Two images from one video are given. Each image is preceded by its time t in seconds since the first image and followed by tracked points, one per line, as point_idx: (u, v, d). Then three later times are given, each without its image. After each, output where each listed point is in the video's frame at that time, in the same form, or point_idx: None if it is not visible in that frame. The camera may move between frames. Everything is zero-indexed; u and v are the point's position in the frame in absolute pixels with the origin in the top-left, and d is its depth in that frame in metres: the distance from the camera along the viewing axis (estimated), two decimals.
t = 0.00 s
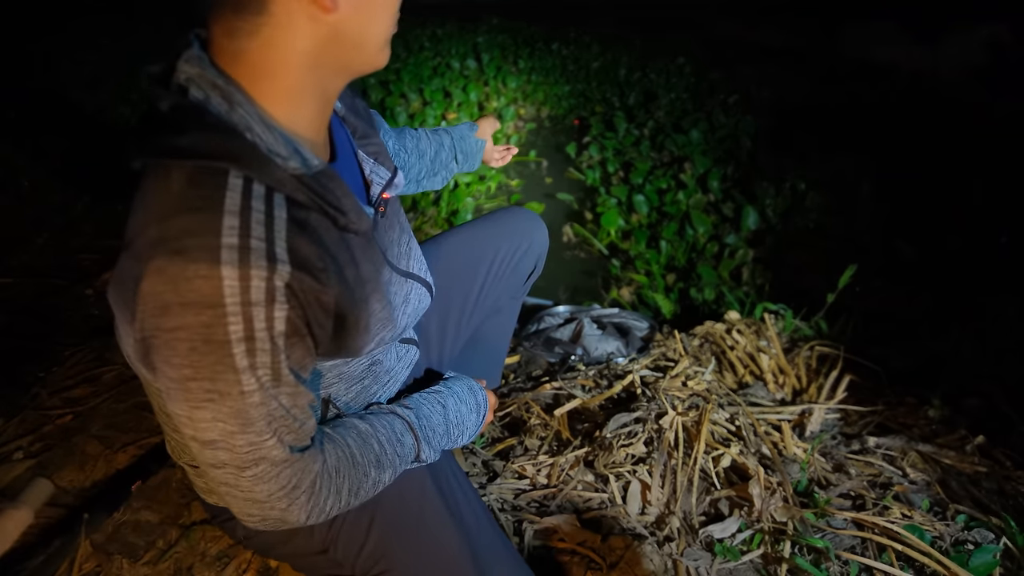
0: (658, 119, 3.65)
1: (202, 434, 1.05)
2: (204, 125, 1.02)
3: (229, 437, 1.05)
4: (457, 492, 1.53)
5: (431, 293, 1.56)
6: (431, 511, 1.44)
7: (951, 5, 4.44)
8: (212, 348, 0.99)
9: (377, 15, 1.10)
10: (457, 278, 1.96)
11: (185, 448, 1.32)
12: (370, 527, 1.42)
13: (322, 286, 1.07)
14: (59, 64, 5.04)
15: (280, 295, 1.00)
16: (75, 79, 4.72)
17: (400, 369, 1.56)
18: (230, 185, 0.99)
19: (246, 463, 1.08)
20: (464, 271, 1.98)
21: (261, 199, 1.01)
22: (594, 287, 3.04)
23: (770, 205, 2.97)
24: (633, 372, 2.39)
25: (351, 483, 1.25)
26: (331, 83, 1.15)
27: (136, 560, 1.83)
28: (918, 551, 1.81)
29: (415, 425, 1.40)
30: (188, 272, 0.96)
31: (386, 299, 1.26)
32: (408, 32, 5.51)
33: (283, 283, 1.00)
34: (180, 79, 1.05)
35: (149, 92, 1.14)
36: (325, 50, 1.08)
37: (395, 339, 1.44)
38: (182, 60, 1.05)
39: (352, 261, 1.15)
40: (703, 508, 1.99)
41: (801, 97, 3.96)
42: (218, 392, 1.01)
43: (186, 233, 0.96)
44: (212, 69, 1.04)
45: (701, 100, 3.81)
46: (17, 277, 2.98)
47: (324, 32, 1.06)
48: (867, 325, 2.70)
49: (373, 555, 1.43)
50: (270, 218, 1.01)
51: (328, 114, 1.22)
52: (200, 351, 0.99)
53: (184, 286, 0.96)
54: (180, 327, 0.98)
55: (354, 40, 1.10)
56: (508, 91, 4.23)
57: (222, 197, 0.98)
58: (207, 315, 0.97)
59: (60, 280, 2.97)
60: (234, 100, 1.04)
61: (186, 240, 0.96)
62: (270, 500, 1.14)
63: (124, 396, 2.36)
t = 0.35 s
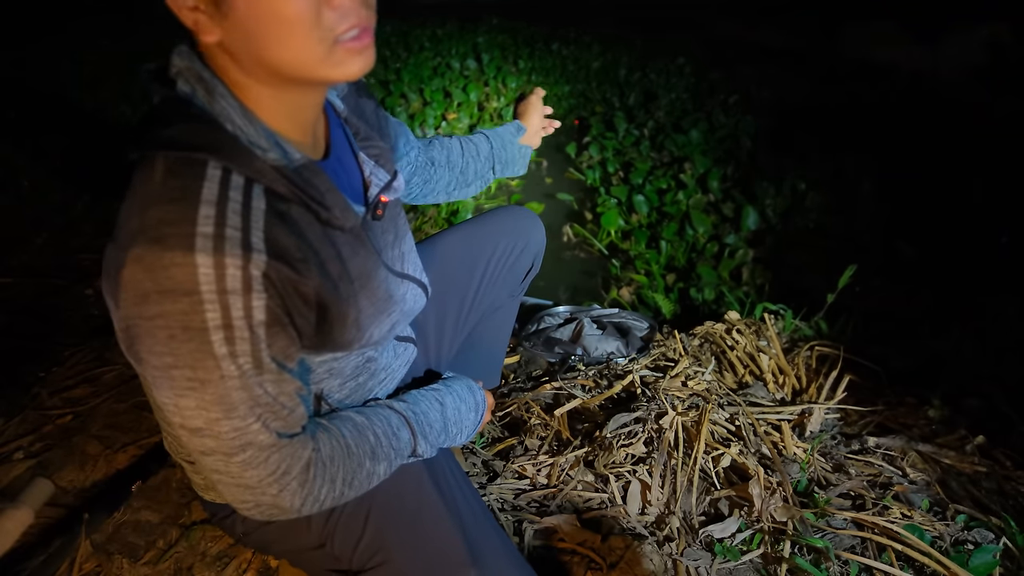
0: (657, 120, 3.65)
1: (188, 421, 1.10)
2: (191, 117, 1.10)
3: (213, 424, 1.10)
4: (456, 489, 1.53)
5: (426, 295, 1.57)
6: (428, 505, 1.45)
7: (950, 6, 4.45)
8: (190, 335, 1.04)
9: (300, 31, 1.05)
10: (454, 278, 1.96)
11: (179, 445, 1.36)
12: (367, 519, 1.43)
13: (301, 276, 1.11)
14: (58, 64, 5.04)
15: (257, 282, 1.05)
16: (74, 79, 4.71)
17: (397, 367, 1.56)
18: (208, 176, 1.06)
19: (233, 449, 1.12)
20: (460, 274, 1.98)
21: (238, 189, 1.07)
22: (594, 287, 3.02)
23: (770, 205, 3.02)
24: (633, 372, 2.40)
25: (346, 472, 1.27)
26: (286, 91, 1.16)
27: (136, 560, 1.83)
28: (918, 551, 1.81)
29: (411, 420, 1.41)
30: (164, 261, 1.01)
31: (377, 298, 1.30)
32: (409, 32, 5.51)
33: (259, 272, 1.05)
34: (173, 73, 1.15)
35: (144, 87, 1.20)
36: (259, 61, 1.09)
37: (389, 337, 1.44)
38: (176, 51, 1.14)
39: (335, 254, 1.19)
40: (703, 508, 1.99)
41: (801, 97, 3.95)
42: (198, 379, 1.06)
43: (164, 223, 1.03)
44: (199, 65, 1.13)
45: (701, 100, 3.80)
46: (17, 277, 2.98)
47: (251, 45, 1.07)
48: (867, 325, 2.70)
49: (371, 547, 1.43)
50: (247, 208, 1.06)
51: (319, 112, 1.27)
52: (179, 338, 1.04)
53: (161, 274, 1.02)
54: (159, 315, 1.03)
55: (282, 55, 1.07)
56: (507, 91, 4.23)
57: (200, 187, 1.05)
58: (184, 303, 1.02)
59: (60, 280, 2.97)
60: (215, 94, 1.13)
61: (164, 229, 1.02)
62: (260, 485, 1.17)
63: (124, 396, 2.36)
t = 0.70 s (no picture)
0: (657, 119, 3.37)
1: (180, 408, 1.11)
2: (187, 110, 1.13)
3: (204, 410, 1.11)
4: (450, 485, 1.54)
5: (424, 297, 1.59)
6: (421, 499, 1.45)
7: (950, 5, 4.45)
8: (179, 322, 1.05)
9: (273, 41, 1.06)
10: (456, 281, 1.96)
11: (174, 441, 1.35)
12: (359, 513, 1.42)
13: (288, 268, 1.13)
14: (58, 64, 5.03)
15: (243, 272, 1.06)
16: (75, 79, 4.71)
17: (394, 367, 1.53)
18: (199, 167, 1.08)
19: (224, 435, 1.14)
20: (461, 280, 1.96)
21: (228, 181, 1.09)
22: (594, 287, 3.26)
23: (770, 205, 2.84)
24: (633, 372, 2.40)
25: (339, 461, 1.29)
26: (267, 98, 1.17)
27: (136, 560, 1.83)
28: (918, 551, 1.81)
29: (406, 415, 1.42)
30: (154, 249, 1.03)
31: (368, 294, 1.32)
32: (408, 33, 5.50)
33: (246, 262, 1.07)
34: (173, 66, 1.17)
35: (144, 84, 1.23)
36: (237, 69, 1.11)
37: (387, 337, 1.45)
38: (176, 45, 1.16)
39: (323, 249, 1.21)
40: (703, 508, 2.00)
41: (801, 97, 3.81)
42: (188, 365, 1.07)
43: (155, 213, 1.04)
44: (196, 60, 1.15)
45: (701, 100, 3.66)
46: (17, 277, 2.99)
47: (227, 52, 1.08)
48: (867, 324, 2.76)
49: (362, 541, 1.43)
50: (236, 200, 1.08)
51: (318, 112, 1.27)
52: (167, 325, 1.05)
53: (150, 261, 1.03)
54: (147, 301, 1.04)
55: (257, 64, 1.09)
56: (507, 91, 4.23)
57: (190, 177, 1.07)
58: (171, 291, 1.04)
59: (60, 280, 2.98)
60: (209, 88, 1.14)
61: (154, 218, 1.04)
62: (252, 471, 1.19)
63: (124, 396, 2.36)
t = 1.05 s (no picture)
0: (657, 119, 3.38)
1: (170, 404, 1.13)
2: (181, 109, 1.14)
3: (191, 407, 1.12)
4: (446, 483, 1.54)
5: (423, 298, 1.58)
6: (416, 498, 1.45)
7: (950, 5, 4.45)
8: (166, 320, 1.06)
9: (282, 38, 1.07)
10: (459, 283, 1.96)
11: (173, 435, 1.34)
12: (354, 511, 1.43)
13: (275, 267, 1.12)
14: (58, 64, 5.02)
15: (229, 270, 1.06)
16: (76, 80, 4.70)
17: (394, 366, 1.53)
18: (187, 165, 1.09)
19: (212, 433, 1.14)
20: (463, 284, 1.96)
21: (216, 179, 1.09)
22: (594, 288, 3.29)
23: (770, 205, 2.82)
24: (633, 372, 2.40)
25: (332, 459, 1.29)
26: (270, 98, 1.17)
27: (136, 560, 1.83)
28: (918, 551, 1.81)
29: (403, 414, 1.42)
30: (139, 247, 1.03)
31: (363, 294, 1.32)
32: (408, 33, 5.50)
33: (231, 260, 1.07)
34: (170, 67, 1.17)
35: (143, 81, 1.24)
36: (242, 66, 1.11)
37: (383, 336, 1.45)
38: (173, 47, 1.17)
39: (314, 249, 1.21)
40: (703, 508, 2.00)
41: (801, 98, 3.81)
42: (175, 362, 1.08)
43: (142, 210, 1.05)
44: (193, 61, 1.15)
45: (701, 100, 3.67)
46: (17, 277, 2.99)
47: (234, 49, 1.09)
48: (867, 323, 2.76)
49: (357, 539, 1.43)
50: (222, 198, 1.08)
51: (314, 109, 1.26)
52: (154, 322, 1.06)
53: (137, 259, 1.03)
54: (134, 298, 1.05)
55: (264, 61, 1.09)
56: (507, 91, 4.22)
57: (177, 175, 1.08)
58: (158, 288, 1.04)
59: (60, 280, 2.98)
60: (202, 87, 1.14)
61: (141, 216, 1.04)
62: (242, 468, 1.20)
63: (124, 396, 2.36)
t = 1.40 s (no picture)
0: (658, 119, 3.53)
1: (179, 419, 1.11)
2: (192, 122, 1.07)
3: (204, 423, 1.10)
4: (445, 489, 1.54)
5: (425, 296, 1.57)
6: (417, 504, 1.45)
7: (950, 4, 4.44)
8: (182, 336, 1.03)
9: (356, 33, 1.11)
10: (466, 289, 1.97)
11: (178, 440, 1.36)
12: (356, 516, 1.43)
13: (294, 281, 1.10)
14: (59, 65, 5.03)
15: (249, 285, 1.04)
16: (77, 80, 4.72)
17: (395, 372, 1.56)
18: (208, 180, 1.03)
19: (223, 448, 1.13)
20: (468, 292, 1.97)
21: (238, 194, 1.05)
22: (594, 288, 3.09)
23: (770, 205, 2.91)
24: (633, 372, 2.40)
25: (336, 468, 1.28)
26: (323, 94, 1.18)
27: (137, 560, 1.83)
28: (918, 551, 1.81)
29: (406, 420, 1.42)
30: (157, 262, 1.00)
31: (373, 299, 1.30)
32: (408, 32, 5.51)
33: (252, 275, 1.04)
34: (171, 84, 1.10)
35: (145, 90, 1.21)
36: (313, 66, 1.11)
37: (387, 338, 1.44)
38: (176, 61, 1.09)
39: (334, 260, 1.18)
40: (703, 508, 1.99)
41: (801, 97, 3.88)
42: (189, 378, 1.06)
43: (157, 224, 1.00)
44: (200, 71, 1.08)
45: (701, 100, 3.68)
46: (17, 277, 2.99)
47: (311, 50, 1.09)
48: (867, 324, 2.70)
49: (357, 545, 1.43)
50: (245, 212, 1.05)
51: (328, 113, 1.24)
52: (170, 338, 1.03)
53: (154, 274, 1.00)
54: (151, 314, 1.02)
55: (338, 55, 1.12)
56: (507, 91, 4.22)
57: (198, 188, 1.02)
58: (177, 304, 1.01)
59: (60, 280, 2.97)
60: (220, 101, 1.08)
61: (158, 229, 1.00)
62: (250, 483, 1.18)
63: (124, 396, 2.36)
